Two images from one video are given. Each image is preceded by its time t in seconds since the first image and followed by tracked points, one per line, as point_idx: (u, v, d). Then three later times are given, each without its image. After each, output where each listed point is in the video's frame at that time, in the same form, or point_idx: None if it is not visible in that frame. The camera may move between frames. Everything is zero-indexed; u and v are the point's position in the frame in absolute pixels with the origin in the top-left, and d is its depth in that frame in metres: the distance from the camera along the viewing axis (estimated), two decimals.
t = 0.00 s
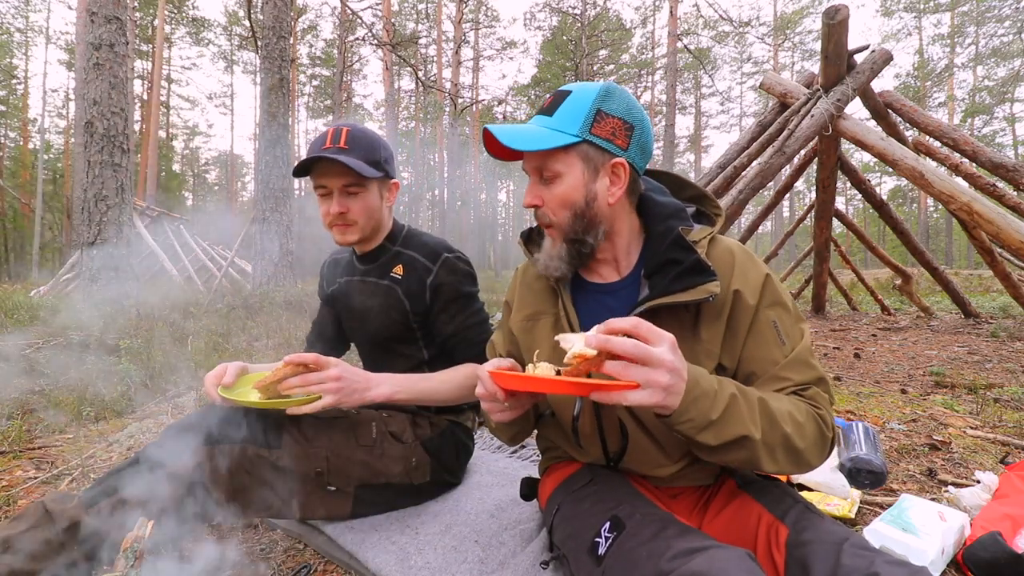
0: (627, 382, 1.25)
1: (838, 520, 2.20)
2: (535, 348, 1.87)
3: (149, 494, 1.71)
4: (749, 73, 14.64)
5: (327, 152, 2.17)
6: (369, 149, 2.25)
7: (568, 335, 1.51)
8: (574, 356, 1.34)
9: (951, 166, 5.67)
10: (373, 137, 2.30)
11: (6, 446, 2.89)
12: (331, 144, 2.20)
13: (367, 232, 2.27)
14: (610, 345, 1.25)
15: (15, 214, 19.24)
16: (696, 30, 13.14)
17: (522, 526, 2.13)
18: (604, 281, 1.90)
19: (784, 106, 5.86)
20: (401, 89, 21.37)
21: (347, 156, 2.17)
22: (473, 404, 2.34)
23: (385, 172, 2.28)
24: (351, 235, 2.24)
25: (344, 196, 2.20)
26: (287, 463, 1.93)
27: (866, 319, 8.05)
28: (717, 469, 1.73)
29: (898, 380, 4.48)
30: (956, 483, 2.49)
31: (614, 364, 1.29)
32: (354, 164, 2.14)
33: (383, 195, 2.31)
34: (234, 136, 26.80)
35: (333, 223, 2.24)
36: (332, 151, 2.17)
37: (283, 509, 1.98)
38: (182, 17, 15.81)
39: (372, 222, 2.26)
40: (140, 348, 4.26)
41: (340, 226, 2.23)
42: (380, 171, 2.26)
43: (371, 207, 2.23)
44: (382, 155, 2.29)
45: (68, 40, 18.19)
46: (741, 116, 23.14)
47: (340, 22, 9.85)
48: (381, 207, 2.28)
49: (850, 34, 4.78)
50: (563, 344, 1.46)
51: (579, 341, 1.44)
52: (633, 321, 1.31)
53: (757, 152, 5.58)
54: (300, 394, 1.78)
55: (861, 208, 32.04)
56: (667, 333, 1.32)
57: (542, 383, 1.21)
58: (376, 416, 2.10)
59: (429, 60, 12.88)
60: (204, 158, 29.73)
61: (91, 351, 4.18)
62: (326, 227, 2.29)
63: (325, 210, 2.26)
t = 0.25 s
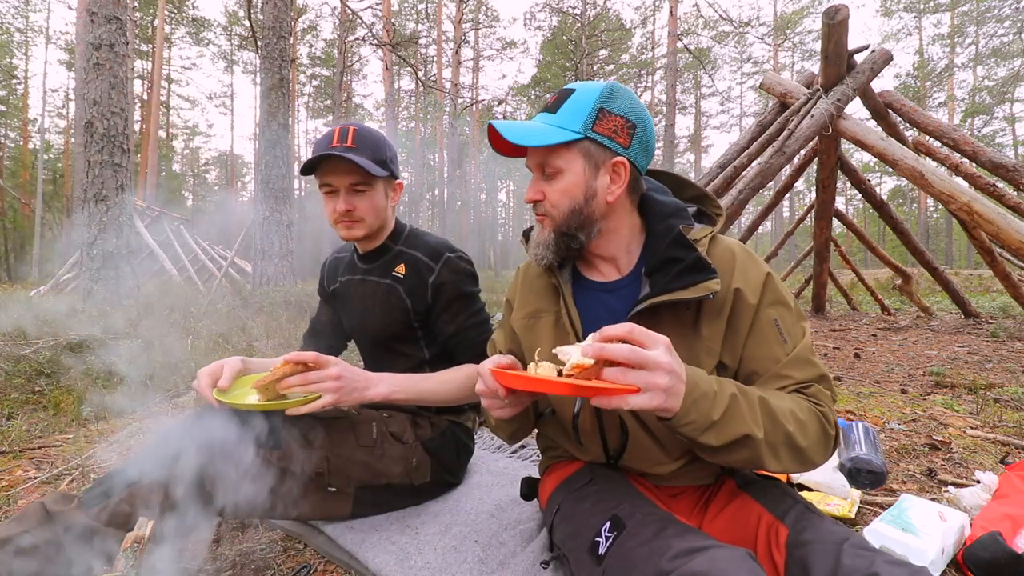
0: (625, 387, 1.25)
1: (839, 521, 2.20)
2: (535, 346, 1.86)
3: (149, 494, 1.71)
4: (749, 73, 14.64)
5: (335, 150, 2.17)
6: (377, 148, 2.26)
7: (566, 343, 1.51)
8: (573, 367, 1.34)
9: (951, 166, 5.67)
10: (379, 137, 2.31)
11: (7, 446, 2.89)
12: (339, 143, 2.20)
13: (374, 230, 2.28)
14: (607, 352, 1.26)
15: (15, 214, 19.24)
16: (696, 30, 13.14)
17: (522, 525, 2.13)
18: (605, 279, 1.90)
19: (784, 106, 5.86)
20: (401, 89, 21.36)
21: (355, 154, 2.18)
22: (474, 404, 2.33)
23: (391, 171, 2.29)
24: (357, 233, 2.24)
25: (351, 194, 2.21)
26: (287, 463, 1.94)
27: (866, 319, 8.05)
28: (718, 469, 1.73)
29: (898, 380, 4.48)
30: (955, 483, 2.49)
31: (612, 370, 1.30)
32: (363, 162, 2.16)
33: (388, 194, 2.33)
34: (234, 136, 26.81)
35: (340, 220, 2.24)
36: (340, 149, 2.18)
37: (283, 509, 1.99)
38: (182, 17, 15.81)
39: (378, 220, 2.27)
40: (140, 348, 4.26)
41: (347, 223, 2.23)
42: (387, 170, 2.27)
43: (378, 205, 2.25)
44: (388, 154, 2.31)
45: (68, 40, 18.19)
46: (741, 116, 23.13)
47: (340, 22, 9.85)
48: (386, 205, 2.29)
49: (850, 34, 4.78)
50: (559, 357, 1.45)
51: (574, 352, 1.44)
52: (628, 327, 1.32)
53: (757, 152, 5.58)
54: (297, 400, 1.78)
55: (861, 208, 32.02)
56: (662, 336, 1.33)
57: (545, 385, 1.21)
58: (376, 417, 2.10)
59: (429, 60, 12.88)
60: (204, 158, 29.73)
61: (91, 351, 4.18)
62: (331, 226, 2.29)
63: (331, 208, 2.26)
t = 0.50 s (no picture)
0: (624, 384, 1.26)
1: (839, 521, 2.20)
2: (537, 345, 1.87)
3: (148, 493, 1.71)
4: (749, 73, 14.64)
5: (335, 150, 2.18)
6: (378, 148, 2.26)
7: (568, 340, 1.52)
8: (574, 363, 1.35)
9: (951, 166, 5.67)
10: (381, 137, 2.31)
11: (6, 446, 2.89)
12: (340, 143, 2.20)
13: (375, 230, 2.28)
14: (609, 348, 1.26)
15: (15, 214, 19.24)
16: (696, 30, 13.14)
17: (522, 525, 2.13)
18: (605, 278, 1.89)
19: (784, 106, 5.86)
20: (401, 89, 21.37)
21: (355, 155, 2.18)
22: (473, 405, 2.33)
23: (391, 171, 2.29)
24: (357, 234, 2.24)
25: (352, 195, 2.21)
26: (286, 464, 1.94)
27: (866, 319, 8.05)
28: (717, 468, 1.73)
29: (898, 380, 4.49)
30: (955, 483, 2.49)
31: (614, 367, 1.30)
32: (364, 162, 2.16)
33: (388, 194, 2.32)
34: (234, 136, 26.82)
35: (340, 220, 2.24)
36: (341, 149, 2.18)
37: (284, 510, 1.99)
38: (182, 17, 15.82)
39: (378, 220, 2.26)
40: (140, 349, 4.26)
41: (347, 223, 2.23)
42: (388, 171, 2.28)
43: (378, 206, 2.24)
44: (389, 155, 2.31)
45: (68, 40, 18.19)
46: (742, 116, 23.13)
47: (340, 22, 9.86)
48: (386, 206, 2.29)
49: (849, 34, 4.79)
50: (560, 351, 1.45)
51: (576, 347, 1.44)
52: (629, 324, 1.32)
53: (757, 152, 5.58)
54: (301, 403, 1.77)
55: (861, 208, 32.04)
56: (662, 334, 1.33)
57: (548, 384, 1.22)
58: (376, 417, 2.09)
59: (429, 60, 12.86)
60: (204, 158, 29.71)
61: (92, 351, 4.18)
62: (332, 227, 2.28)
63: (332, 208, 2.26)
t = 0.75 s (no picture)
0: (621, 381, 1.26)
1: (839, 521, 2.20)
2: (537, 345, 1.87)
3: (148, 492, 1.71)
4: (749, 73, 14.63)
5: (343, 149, 2.16)
6: (383, 148, 2.28)
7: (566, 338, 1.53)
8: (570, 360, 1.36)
9: (951, 166, 5.67)
10: (382, 137, 2.32)
11: (6, 445, 2.89)
12: (346, 142, 2.18)
13: (381, 229, 2.29)
14: (605, 343, 1.26)
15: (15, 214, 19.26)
16: (696, 30, 13.14)
17: (522, 525, 2.13)
18: (603, 278, 1.88)
19: (784, 106, 5.86)
20: (401, 89, 21.37)
21: (364, 154, 2.18)
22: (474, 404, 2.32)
23: (394, 171, 2.32)
24: (366, 233, 2.25)
25: (360, 194, 2.22)
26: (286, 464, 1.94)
27: (866, 319, 8.05)
28: (717, 468, 1.73)
29: (898, 380, 4.48)
30: (955, 483, 2.49)
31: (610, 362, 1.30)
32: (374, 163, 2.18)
33: (391, 194, 2.35)
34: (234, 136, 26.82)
35: (347, 220, 2.23)
36: (350, 149, 2.16)
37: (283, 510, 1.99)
38: (182, 17, 15.82)
39: (384, 220, 2.29)
40: (140, 349, 4.26)
41: (355, 223, 2.23)
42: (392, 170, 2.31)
43: (385, 206, 2.27)
44: (390, 155, 2.32)
45: (68, 40, 18.19)
46: (742, 116, 23.12)
47: (340, 22, 9.86)
48: (391, 204, 2.32)
49: (849, 34, 4.78)
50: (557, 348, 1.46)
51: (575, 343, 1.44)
52: (626, 321, 1.31)
53: (757, 152, 5.58)
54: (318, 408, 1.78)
55: (861, 208, 32.04)
56: (659, 331, 1.32)
57: (547, 381, 1.23)
58: (376, 416, 2.08)
59: (429, 60, 12.86)
60: (204, 158, 29.70)
61: (92, 351, 4.18)
62: (337, 226, 2.27)
63: (337, 207, 2.25)
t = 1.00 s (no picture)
0: (619, 376, 1.26)
1: (839, 521, 2.20)
2: (537, 344, 1.87)
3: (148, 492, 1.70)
4: (749, 73, 14.63)
5: (363, 145, 2.19)
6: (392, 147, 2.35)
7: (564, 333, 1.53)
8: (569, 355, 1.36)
9: (951, 166, 5.68)
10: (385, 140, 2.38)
11: (6, 445, 2.89)
12: (364, 140, 2.21)
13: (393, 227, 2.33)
14: (602, 340, 1.27)
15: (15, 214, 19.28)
16: (696, 30, 13.15)
17: (522, 526, 2.13)
18: (602, 277, 1.89)
19: (784, 106, 5.86)
20: (401, 89, 21.37)
21: (383, 151, 2.23)
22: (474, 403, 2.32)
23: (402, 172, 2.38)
24: (387, 228, 2.26)
25: (381, 189, 2.25)
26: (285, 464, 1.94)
27: (866, 319, 8.05)
28: (717, 468, 1.73)
29: (898, 380, 4.48)
30: (955, 483, 2.49)
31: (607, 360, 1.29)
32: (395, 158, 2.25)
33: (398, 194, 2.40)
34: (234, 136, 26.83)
35: (367, 215, 2.22)
36: (370, 145, 2.20)
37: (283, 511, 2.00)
38: (182, 17, 15.82)
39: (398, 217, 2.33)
40: (139, 349, 4.26)
41: (376, 218, 2.23)
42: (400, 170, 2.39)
43: (398, 203, 2.32)
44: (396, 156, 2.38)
45: (68, 40, 18.19)
46: (742, 116, 23.11)
47: (340, 22, 9.87)
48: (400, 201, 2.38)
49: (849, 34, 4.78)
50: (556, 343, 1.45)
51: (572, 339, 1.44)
52: (624, 319, 1.32)
53: (757, 152, 5.59)
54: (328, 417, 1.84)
55: (861, 208, 32.04)
56: (655, 329, 1.33)
57: (545, 374, 1.22)
58: (377, 416, 2.08)
59: (429, 60, 12.86)
60: (203, 158, 29.69)
61: (91, 350, 4.19)
62: (358, 225, 2.24)
63: (359, 204, 2.22)
